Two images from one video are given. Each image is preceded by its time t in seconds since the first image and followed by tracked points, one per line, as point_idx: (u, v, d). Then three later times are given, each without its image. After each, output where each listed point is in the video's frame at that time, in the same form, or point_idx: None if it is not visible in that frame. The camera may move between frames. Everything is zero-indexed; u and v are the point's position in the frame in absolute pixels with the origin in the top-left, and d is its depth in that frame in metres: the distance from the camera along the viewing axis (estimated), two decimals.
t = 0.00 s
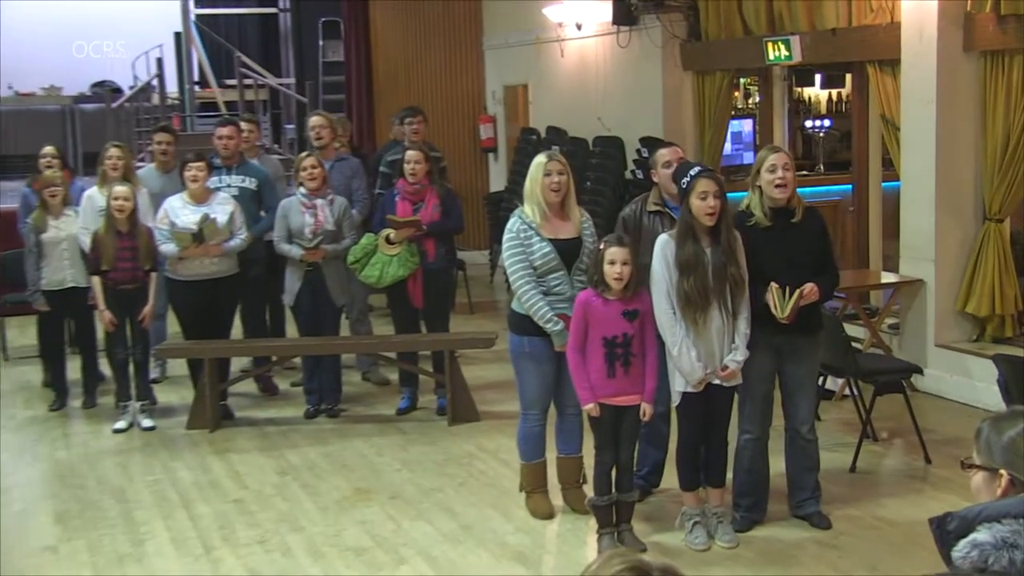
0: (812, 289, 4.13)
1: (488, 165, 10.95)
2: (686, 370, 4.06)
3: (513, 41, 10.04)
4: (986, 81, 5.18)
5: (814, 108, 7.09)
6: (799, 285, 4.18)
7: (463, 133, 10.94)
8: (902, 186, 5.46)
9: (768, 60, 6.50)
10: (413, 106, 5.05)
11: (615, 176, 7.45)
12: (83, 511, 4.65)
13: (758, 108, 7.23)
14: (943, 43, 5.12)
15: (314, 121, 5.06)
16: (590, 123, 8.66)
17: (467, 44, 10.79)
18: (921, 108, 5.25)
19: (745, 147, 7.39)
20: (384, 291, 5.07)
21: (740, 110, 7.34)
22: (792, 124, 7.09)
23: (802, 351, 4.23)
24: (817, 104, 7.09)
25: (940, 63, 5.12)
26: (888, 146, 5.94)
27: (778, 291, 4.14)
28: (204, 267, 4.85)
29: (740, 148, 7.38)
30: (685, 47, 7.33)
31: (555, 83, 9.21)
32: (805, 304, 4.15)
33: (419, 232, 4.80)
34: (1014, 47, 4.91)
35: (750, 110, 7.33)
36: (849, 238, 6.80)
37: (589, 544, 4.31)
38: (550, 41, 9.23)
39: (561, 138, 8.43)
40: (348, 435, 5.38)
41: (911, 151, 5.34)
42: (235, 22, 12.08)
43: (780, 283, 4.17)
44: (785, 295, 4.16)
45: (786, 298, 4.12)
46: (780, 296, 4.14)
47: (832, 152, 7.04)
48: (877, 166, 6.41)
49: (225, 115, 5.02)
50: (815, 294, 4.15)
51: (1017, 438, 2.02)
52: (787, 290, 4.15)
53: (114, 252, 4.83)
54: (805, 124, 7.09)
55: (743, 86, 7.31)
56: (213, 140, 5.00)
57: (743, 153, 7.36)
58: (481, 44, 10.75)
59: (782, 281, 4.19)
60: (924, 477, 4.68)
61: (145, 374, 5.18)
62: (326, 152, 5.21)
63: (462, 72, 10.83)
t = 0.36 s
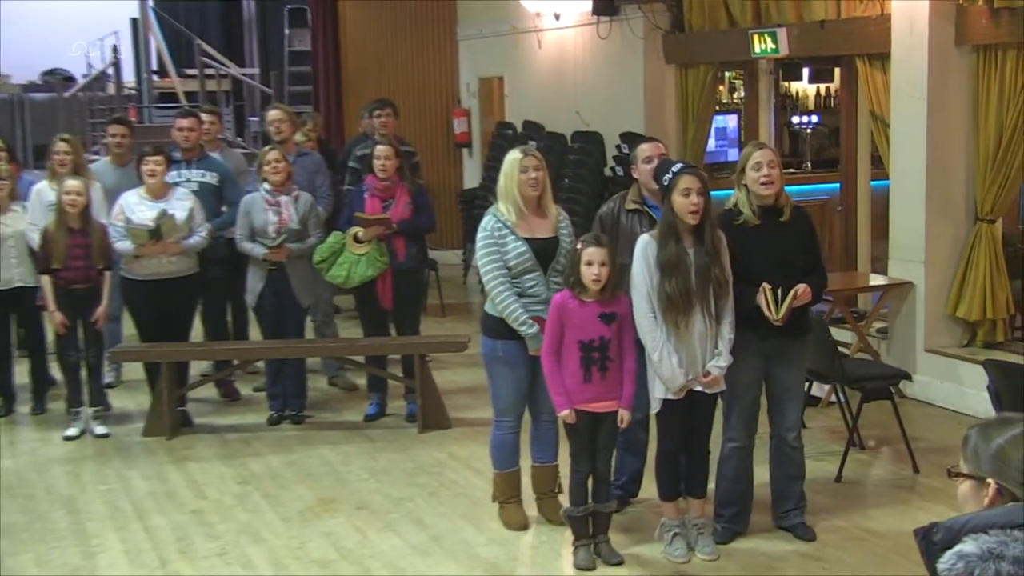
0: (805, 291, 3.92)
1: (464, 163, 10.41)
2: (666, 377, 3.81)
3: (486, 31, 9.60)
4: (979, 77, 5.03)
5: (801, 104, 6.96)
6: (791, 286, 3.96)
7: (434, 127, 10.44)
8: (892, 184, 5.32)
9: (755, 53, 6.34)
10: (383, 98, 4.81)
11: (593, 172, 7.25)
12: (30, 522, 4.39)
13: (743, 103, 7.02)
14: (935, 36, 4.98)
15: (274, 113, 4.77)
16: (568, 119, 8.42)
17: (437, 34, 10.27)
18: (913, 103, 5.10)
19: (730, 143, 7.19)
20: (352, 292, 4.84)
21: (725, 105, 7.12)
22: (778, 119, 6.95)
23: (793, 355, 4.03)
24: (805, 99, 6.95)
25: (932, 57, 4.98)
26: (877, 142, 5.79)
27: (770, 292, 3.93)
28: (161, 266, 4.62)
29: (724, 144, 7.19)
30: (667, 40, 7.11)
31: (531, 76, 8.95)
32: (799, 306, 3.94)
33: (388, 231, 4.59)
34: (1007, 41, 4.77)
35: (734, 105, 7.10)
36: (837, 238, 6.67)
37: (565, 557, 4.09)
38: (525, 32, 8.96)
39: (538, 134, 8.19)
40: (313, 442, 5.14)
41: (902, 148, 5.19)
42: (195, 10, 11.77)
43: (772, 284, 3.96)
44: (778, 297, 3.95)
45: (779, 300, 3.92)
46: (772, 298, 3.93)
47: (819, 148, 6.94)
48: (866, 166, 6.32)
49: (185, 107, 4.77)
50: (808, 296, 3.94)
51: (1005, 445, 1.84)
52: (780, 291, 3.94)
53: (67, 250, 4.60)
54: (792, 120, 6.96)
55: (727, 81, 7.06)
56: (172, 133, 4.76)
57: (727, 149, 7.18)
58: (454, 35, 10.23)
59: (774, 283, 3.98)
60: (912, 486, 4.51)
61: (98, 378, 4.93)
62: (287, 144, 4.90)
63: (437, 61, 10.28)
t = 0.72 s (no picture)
0: (798, 286, 3.71)
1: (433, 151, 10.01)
2: (644, 378, 3.62)
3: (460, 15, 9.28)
4: (970, 64, 4.87)
5: (787, 92, 6.68)
6: (783, 281, 3.76)
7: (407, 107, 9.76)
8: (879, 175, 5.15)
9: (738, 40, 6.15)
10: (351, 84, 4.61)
11: (569, 162, 7.04)
12: None
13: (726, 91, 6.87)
14: (925, 21, 4.81)
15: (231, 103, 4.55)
16: (543, 108, 8.18)
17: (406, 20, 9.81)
18: (901, 91, 4.93)
19: (711, 132, 7.06)
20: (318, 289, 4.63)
21: (707, 93, 6.99)
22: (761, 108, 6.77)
23: (782, 353, 3.83)
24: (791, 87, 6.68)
25: (921, 43, 4.81)
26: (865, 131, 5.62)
27: (762, 286, 3.71)
28: (115, 260, 4.40)
29: (706, 134, 7.06)
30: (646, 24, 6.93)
31: (505, 62, 8.68)
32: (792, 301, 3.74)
33: (354, 224, 4.40)
34: (999, 27, 4.60)
35: (716, 93, 6.99)
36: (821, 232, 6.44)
37: (538, 565, 3.89)
38: (500, 17, 8.67)
39: (512, 123, 7.94)
40: (276, 445, 4.93)
41: (890, 137, 5.02)
42: None
43: (763, 279, 3.75)
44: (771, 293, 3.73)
45: (772, 297, 3.70)
46: (765, 293, 3.71)
47: (803, 139, 6.59)
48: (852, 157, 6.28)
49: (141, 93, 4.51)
50: (801, 290, 3.73)
51: (994, 448, 1.83)
52: (772, 287, 3.72)
53: (15, 243, 4.38)
54: (776, 109, 6.69)
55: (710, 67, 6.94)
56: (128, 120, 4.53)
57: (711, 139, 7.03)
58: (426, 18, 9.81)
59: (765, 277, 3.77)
60: (900, 490, 4.33)
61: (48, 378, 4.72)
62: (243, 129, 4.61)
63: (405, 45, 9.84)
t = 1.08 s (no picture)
0: (792, 280, 3.53)
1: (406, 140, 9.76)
2: (625, 378, 3.43)
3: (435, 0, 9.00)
4: (966, 49, 4.72)
5: (776, 79, 6.50)
6: (776, 275, 3.57)
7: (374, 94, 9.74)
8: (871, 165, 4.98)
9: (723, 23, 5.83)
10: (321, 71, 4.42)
11: (548, 152, 6.82)
12: None
13: (711, 77, 6.68)
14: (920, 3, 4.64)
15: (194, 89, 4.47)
16: (519, 93, 7.85)
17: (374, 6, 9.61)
18: (895, 77, 4.77)
19: (697, 120, 6.76)
20: (285, 285, 4.42)
21: (692, 79, 6.72)
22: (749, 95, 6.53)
23: (771, 351, 3.65)
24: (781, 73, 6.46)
25: (916, 26, 4.66)
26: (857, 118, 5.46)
27: (754, 281, 3.52)
28: (72, 252, 4.20)
29: (692, 122, 6.75)
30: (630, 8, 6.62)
31: (478, 48, 8.38)
32: (784, 296, 3.56)
33: (324, 215, 4.19)
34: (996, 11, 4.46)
35: (702, 80, 6.70)
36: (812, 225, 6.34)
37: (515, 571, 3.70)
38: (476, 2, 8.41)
39: (488, 111, 7.69)
40: (241, 447, 4.72)
41: (883, 125, 4.86)
42: None
43: (754, 274, 3.56)
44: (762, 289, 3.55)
45: (765, 292, 3.52)
46: (757, 288, 3.52)
47: (793, 127, 6.42)
48: (844, 148, 6.20)
49: (100, 78, 4.35)
50: (794, 285, 3.55)
51: (988, 450, 1.71)
52: (764, 282, 3.53)
53: None
54: (764, 96, 6.49)
55: (695, 52, 6.67)
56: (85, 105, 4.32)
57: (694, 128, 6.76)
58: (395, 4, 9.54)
59: (754, 272, 3.58)
60: (892, 494, 4.16)
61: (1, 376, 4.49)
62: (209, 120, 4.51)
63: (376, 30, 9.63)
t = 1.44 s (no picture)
0: (782, 276, 3.32)
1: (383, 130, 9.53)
2: (610, 377, 3.24)
3: None
4: (966, 35, 4.58)
5: (768, 66, 6.38)
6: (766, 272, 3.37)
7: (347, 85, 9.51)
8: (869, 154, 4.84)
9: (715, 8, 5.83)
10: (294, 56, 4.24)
11: (531, 141, 6.63)
12: None
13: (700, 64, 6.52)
14: None
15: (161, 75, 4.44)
16: (499, 80, 7.62)
17: None
18: (894, 64, 4.63)
19: (687, 107, 6.66)
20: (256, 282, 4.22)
21: (681, 66, 6.57)
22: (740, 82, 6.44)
23: (762, 349, 3.46)
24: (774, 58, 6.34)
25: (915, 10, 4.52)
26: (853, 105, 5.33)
27: (740, 276, 3.32)
28: (32, 248, 4.01)
29: (680, 110, 6.66)
30: None
31: (457, 34, 8.12)
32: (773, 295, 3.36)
33: (297, 209, 4.02)
34: None
35: (691, 66, 6.56)
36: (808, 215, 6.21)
37: None
38: None
39: (467, 98, 7.45)
40: (210, 451, 4.52)
41: (881, 113, 4.72)
42: None
43: (741, 271, 3.36)
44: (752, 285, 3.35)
45: (753, 289, 3.32)
46: (745, 285, 3.32)
47: (786, 115, 6.30)
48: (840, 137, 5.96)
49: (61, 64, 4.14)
50: (785, 282, 3.35)
51: (988, 450, 1.61)
52: (753, 278, 3.33)
53: None
54: (756, 83, 6.39)
55: (684, 37, 6.52)
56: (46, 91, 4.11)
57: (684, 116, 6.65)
58: None
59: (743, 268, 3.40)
60: (890, 498, 3.99)
61: None
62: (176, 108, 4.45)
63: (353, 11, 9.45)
